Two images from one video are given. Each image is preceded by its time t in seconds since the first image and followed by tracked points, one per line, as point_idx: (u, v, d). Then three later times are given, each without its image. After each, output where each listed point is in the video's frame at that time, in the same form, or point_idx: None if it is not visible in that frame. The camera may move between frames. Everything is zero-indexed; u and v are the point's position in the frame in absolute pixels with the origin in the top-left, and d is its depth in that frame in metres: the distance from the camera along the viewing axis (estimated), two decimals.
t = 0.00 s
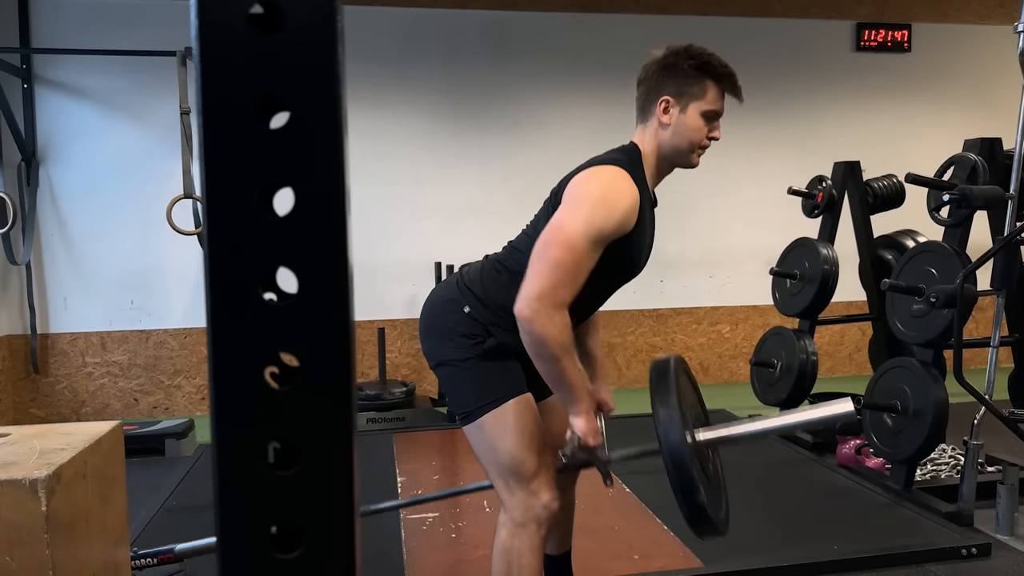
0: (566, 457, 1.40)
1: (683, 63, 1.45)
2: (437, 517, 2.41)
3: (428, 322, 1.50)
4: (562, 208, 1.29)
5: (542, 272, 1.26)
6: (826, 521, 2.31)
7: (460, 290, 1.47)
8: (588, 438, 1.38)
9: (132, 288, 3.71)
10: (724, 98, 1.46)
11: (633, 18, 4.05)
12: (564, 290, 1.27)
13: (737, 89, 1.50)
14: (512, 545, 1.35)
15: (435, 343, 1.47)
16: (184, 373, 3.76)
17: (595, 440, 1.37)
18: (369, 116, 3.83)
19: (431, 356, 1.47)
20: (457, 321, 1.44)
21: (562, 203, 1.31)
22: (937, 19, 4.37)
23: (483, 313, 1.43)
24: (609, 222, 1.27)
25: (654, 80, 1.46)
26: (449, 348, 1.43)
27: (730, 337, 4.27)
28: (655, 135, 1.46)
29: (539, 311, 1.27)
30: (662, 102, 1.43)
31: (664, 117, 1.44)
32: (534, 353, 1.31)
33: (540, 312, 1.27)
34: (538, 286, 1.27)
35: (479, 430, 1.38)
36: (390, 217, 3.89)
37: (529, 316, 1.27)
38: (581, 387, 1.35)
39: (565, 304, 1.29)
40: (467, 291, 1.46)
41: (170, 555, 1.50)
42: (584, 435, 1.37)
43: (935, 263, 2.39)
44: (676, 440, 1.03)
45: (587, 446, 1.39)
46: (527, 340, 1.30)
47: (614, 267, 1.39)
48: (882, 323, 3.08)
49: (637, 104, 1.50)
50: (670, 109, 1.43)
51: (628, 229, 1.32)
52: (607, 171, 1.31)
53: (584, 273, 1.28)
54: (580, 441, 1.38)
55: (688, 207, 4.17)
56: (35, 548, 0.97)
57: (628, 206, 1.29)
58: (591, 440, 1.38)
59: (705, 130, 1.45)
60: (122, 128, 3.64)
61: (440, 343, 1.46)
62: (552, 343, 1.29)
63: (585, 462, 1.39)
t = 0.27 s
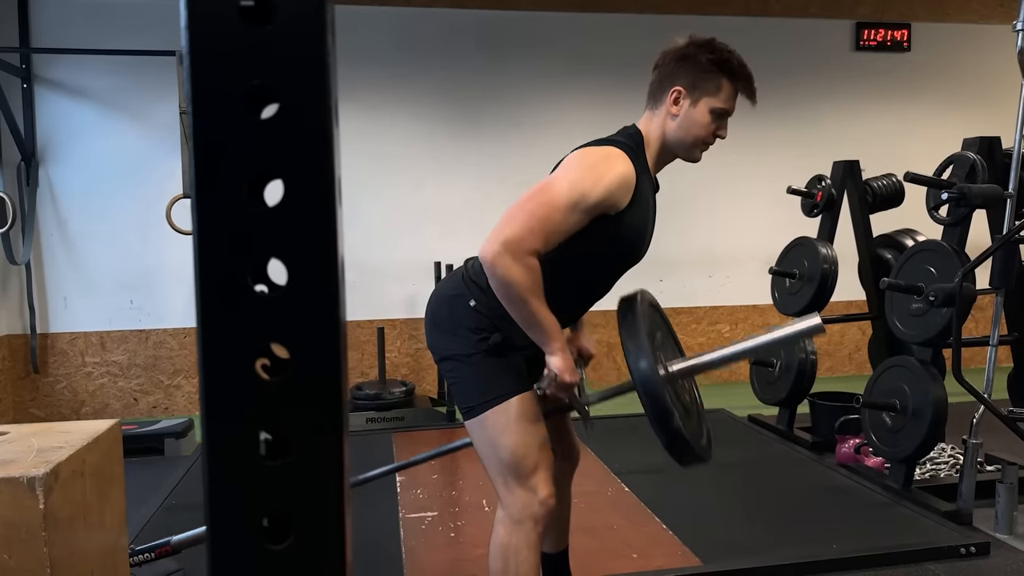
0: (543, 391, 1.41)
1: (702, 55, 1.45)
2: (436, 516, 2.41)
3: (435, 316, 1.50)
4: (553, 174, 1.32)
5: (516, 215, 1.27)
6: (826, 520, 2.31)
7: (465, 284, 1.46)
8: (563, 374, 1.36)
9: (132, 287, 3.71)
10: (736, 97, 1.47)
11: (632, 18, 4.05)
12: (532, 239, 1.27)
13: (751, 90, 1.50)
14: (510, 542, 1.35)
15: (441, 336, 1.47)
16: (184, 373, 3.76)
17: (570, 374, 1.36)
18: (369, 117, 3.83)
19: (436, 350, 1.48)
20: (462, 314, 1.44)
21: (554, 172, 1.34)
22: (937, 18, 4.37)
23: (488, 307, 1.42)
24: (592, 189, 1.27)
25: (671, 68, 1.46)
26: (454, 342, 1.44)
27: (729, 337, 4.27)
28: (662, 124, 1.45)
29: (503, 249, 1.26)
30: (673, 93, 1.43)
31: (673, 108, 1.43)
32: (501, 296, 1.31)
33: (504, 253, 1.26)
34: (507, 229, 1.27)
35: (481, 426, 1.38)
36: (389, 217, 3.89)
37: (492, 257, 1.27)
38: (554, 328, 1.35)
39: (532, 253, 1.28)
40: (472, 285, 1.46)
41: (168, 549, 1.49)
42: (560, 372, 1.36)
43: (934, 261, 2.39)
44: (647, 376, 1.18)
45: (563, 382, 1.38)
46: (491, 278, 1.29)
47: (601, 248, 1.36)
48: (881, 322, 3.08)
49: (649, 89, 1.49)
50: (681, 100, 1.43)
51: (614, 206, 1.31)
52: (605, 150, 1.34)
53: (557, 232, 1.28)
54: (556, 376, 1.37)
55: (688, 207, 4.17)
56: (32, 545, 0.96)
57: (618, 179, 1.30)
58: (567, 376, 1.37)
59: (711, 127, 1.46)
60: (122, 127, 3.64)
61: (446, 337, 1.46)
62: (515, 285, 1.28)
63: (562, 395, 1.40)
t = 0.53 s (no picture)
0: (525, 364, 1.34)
1: (710, 59, 1.45)
2: (435, 516, 2.41)
3: (435, 315, 1.50)
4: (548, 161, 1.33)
5: (506, 191, 1.29)
6: (825, 520, 2.31)
7: (466, 284, 1.47)
8: (548, 351, 1.34)
9: (132, 288, 3.71)
10: (741, 103, 1.47)
11: (632, 19, 4.05)
12: (518, 217, 1.27)
13: (757, 97, 1.50)
14: (508, 542, 1.35)
15: (441, 336, 1.48)
16: (184, 373, 3.76)
17: (556, 351, 1.34)
18: (369, 117, 3.83)
19: (437, 350, 1.48)
20: (462, 314, 1.45)
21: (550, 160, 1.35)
22: (937, 19, 4.37)
23: (487, 307, 1.42)
24: (584, 177, 1.28)
25: (678, 69, 1.46)
26: (454, 342, 1.44)
27: (729, 337, 4.26)
28: (665, 125, 1.45)
29: (489, 222, 1.27)
30: (679, 94, 1.43)
31: (678, 110, 1.43)
32: (487, 274, 1.31)
33: (489, 228, 1.27)
34: (495, 205, 1.28)
35: (479, 426, 1.38)
36: (389, 217, 3.89)
37: (478, 232, 1.27)
38: (540, 305, 1.35)
39: (519, 231, 1.28)
40: (472, 284, 1.46)
41: (166, 547, 1.49)
42: (546, 349, 1.34)
43: (933, 261, 2.39)
44: (633, 345, 1.29)
45: (549, 359, 1.36)
46: (476, 252, 1.29)
47: (592, 239, 1.35)
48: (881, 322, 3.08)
49: (655, 88, 1.49)
50: (686, 102, 1.43)
51: (606, 198, 1.31)
52: (606, 143, 1.35)
53: (545, 215, 1.29)
54: (541, 353, 1.34)
55: (687, 207, 4.17)
56: (31, 545, 0.96)
57: (612, 169, 1.30)
58: (552, 352, 1.35)
59: (714, 131, 1.46)
60: (123, 128, 3.65)
61: (447, 337, 1.46)
62: (500, 261, 1.28)
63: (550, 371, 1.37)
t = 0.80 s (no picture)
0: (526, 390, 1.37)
1: (699, 63, 1.45)
2: (435, 517, 2.41)
3: (428, 318, 1.50)
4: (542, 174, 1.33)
5: (502, 212, 1.29)
6: (825, 521, 2.31)
7: (459, 287, 1.47)
8: (551, 373, 1.34)
9: (132, 289, 3.72)
10: (733, 105, 1.47)
11: (632, 20, 4.05)
12: (520, 237, 1.27)
13: (748, 98, 1.50)
14: (506, 543, 1.35)
15: (435, 340, 1.48)
16: (184, 374, 3.76)
17: (559, 373, 1.35)
18: (370, 118, 3.84)
19: (431, 353, 1.48)
20: (455, 317, 1.45)
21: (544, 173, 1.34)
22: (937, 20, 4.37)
23: (479, 309, 1.42)
24: (581, 189, 1.28)
25: (669, 75, 1.46)
26: (448, 345, 1.44)
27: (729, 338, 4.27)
28: (659, 131, 1.45)
29: (489, 246, 1.27)
30: (671, 99, 1.43)
31: (670, 115, 1.43)
32: (490, 297, 1.30)
33: (492, 251, 1.26)
34: (496, 228, 1.27)
35: (475, 428, 1.38)
36: (390, 218, 3.90)
37: (481, 256, 1.27)
38: (542, 326, 1.34)
39: (520, 252, 1.28)
40: (464, 287, 1.46)
41: (167, 549, 1.49)
42: (548, 371, 1.34)
43: (933, 263, 2.40)
44: (643, 371, 1.17)
45: (551, 380, 1.36)
46: (479, 277, 1.29)
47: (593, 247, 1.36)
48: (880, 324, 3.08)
49: (647, 95, 1.49)
50: (679, 107, 1.43)
51: (603, 207, 1.32)
52: (595, 149, 1.35)
53: (546, 231, 1.29)
54: (543, 376, 1.35)
55: (687, 208, 4.18)
56: (33, 547, 0.97)
57: (607, 178, 1.30)
58: (555, 375, 1.35)
59: (708, 134, 1.45)
60: (125, 130, 3.65)
61: (440, 340, 1.46)
62: (503, 284, 1.28)
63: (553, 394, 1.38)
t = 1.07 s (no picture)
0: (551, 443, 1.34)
1: (687, 73, 1.45)
2: (436, 517, 2.42)
3: (422, 324, 1.51)
4: (546, 202, 1.31)
5: (520, 257, 1.27)
6: (825, 521, 2.31)
7: (452, 292, 1.47)
8: (573, 426, 1.33)
9: (134, 288, 3.72)
10: (725, 111, 1.47)
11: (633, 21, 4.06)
12: (541, 280, 1.26)
13: (739, 102, 1.50)
14: (505, 544, 1.36)
15: (429, 344, 1.48)
16: (186, 374, 3.77)
17: (581, 425, 1.33)
18: (371, 119, 3.85)
19: (425, 358, 1.48)
20: (448, 322, 1.45)
21: (546, 198, 1.32)
22: (938, 21, 4.37)
23: (473, 313, 1.43)
24: (592, 218, 1.28)
25: (658, 87, 1.46)
26: (441, 349, 1.45)
27: (730, 339, 4.27)
28: (653, 143, 1.46)
29: (515, 297, 1.26)
30: (663, 111, 1.43)
31: (663, 126, 1.44)
32: (516, 346, 1.30)
33: (518, 301, 1.26)
34: (517, 276, 1.26)
35: (472, 430, 1.39)
36: (391, 219, 3.90)
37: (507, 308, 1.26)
38: (564, 375, 1.34)
39: (543, 295, 1.28)
40: (457, 293, 1.47)
41: (169, 553, 1.50)
42: (570, 423, 1.33)
43: (933, 264, 2.40)
44: (666, 424, 0.95)
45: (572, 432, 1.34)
46: (506, 328, 1.28)
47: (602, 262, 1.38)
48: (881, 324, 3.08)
49: (638, 108, 1.49)
50: (671, 118, 1.43)
51: (611, 228, 1.32)
52: (591, 167, 1.33)
53: (563, 267, 1.29)
54: (565, 426, 1.34)
55: (688, 209, 4.18)
56: (36, 546, 0.97)
57: (612, 200, 1.30)
58: (577, 427, 1.34)
59: (703, 143, 1.45)
60: (127, 130, 3.66)
61: (434, 345, 1.47)
62: (531, 334, 1.28)
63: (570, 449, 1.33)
